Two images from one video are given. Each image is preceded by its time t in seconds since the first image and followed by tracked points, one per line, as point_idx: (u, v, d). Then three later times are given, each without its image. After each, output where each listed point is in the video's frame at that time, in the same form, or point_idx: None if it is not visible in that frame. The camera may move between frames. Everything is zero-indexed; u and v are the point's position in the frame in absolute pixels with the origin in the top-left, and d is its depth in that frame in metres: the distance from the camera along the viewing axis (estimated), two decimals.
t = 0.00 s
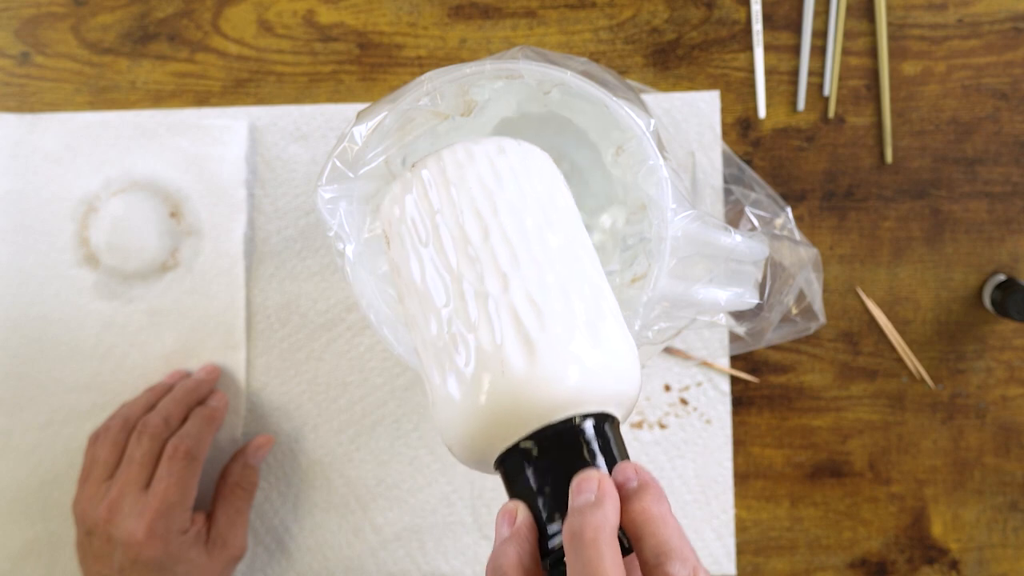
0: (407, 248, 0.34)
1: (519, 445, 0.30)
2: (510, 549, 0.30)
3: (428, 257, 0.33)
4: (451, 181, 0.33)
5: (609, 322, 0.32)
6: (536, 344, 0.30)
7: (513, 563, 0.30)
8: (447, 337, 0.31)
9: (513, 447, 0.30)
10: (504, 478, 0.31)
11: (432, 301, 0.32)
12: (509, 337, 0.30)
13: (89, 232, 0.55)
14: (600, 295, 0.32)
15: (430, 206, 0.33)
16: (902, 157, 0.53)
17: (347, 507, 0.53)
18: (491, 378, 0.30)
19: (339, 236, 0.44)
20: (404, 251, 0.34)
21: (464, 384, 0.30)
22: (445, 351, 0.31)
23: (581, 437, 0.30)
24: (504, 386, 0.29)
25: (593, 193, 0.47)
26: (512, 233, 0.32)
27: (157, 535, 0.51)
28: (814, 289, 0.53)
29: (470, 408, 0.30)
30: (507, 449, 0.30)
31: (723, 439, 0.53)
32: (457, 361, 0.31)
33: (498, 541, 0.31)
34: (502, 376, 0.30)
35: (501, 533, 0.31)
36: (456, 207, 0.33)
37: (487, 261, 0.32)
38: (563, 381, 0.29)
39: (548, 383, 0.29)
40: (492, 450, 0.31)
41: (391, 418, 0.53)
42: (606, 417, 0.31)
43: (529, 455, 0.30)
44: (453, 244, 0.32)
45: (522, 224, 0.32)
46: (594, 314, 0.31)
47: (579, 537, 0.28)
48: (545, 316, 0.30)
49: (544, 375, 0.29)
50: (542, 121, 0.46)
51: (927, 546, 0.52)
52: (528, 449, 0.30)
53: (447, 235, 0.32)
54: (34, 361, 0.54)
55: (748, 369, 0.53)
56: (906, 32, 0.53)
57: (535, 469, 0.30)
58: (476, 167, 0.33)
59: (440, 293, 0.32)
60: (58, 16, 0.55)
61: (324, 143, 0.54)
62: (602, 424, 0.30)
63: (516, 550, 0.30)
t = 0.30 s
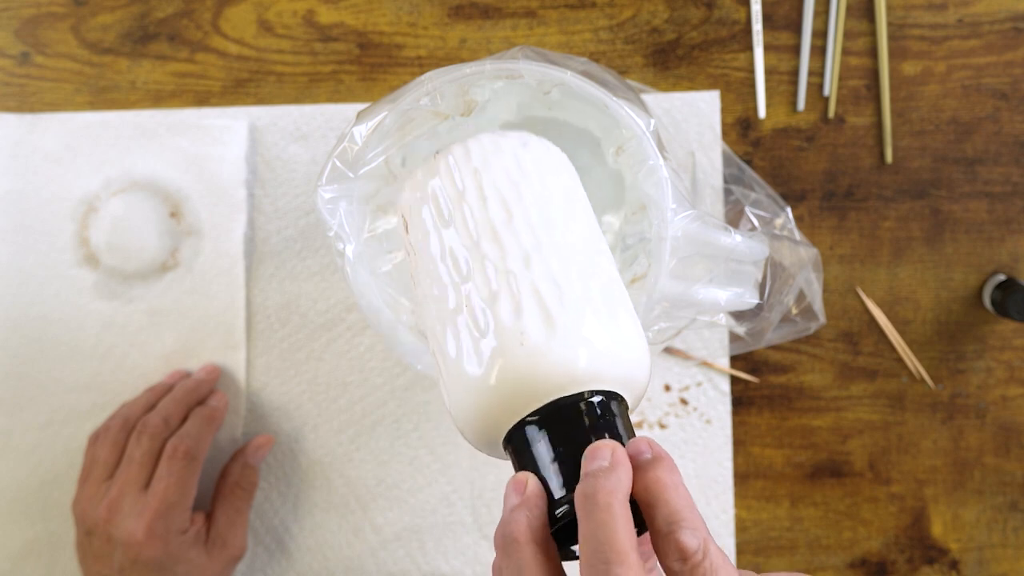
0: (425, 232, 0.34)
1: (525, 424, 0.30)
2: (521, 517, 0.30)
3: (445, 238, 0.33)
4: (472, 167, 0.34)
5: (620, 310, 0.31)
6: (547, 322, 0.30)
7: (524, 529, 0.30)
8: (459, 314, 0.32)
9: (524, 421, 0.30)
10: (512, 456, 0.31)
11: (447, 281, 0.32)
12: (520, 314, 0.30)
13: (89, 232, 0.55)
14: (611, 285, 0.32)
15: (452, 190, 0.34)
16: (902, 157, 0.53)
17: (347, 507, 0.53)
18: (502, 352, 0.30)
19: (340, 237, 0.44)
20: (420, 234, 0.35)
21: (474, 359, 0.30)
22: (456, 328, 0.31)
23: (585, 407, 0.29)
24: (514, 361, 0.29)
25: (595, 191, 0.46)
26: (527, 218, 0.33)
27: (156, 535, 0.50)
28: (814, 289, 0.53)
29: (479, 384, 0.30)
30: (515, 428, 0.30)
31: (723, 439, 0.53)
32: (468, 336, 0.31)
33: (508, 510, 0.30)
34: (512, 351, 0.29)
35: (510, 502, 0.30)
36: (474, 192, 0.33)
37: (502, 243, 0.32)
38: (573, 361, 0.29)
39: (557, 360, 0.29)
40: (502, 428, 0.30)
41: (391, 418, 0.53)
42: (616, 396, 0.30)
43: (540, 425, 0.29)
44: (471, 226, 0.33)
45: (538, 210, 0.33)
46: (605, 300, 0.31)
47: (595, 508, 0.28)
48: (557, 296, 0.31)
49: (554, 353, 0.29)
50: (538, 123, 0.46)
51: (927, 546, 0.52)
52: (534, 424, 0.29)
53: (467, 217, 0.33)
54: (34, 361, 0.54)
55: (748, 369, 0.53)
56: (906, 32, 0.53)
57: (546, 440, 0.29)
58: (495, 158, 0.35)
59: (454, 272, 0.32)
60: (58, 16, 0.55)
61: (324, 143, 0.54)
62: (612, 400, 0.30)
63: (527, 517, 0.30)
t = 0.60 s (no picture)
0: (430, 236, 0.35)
1: (536, 397, 0.29)
2: (568, 469, 0.27)
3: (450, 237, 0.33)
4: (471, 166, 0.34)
5: (632, 289, 0.31)
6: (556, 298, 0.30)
7: (570, 476, 0.27)
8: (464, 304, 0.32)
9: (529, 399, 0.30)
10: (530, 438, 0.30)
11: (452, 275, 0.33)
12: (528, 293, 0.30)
13: (89, 232, 0.55)
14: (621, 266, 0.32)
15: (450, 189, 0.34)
16: (902, 157, 0.53)
17: (347, 507, 0.53)
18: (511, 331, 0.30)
19: (340, 236, 0.44)
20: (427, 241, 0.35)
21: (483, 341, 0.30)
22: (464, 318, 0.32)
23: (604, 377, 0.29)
24: (524, 339, 0.29)
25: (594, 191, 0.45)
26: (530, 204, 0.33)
27: (156, 535, 0.50)
28: (814, 289, 0.53)
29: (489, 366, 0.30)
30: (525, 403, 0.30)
31: (723, 439, 0.52)
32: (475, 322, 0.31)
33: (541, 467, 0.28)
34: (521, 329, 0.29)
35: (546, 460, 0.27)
36: (474, 188, 0.34)
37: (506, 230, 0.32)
38: (584, 336, 0.29)
39: (567, 337, 0.29)
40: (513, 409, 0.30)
41: (391, 418, 0.53)
42: (628, 368, 0.30)
43: (557, 391, 0.29)
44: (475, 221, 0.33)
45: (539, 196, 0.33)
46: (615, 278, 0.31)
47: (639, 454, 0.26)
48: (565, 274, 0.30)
49: (564, 329, 0.29)
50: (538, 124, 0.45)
51: (927, 546, 0.52)
52: (545, 397, 0.29)
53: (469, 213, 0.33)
54: (34, 361, 0.54)
55: (748, 369, 0.53)
56: (906, 32, 0.53)
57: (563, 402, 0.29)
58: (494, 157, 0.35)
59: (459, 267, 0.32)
60: (58, 16, 0.55)
61: (324, 143, 0.54)
62: (621, 374, 0.29)
63: (573, 467, 0.27)
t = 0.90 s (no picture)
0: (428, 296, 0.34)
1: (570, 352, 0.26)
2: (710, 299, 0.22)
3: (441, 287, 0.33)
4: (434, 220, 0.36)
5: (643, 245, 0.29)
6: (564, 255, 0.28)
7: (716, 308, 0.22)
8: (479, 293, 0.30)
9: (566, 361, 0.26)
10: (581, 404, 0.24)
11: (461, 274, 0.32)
12: (538, 262, 0.28)
13: (89, 232, 0.55)
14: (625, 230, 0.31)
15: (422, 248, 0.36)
16: (902, 157, 0.53)
17: (347, 507, 0.53)
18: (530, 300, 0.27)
19: (339, 236, 0.45)
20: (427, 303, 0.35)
21: (509, 324, 0.28)
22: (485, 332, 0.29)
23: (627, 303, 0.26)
24: (544, 304, 0.27)
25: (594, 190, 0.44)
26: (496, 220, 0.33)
27: (155, 535, 0.50)
28: (814, 289, 0.52)
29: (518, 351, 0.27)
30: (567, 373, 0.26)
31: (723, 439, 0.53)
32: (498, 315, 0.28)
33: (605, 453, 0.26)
34: (540, 295, 0.27)
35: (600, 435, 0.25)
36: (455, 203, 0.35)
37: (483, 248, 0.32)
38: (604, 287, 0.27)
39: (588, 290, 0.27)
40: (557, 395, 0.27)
41: (391, 418, 0.53)
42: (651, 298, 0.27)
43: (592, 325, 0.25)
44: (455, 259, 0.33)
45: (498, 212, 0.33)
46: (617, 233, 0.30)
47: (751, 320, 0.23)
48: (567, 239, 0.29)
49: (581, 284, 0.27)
50: (541, 124, 0.45)
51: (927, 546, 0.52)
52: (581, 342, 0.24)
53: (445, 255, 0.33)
54: (34, 361, 0.54)
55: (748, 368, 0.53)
56: (906, 32, 0.53)
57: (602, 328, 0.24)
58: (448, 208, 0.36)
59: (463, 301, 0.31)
60: (58, 16, 0.55)
61: (324, 143, 0.54)
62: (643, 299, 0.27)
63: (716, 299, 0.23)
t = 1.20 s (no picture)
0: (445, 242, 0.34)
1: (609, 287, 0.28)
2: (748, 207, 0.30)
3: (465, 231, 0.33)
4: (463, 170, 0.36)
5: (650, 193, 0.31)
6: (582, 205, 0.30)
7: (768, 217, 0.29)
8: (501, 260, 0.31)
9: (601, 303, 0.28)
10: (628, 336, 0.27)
11: (477, 249, 0.32)
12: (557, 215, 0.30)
13: (89, 232, 0.55)
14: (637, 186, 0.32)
15: (447, 191, 0.35)
16: (902, 157, 0.53)
17: (347, 507, 0.53)
18: (553, 250, 0.29)
19: (339, 237, 0.45)
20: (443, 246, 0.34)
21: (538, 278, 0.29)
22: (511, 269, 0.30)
23: (657, 243, 0.28)
24: (568, 254, 0.28)
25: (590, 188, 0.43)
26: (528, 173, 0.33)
27: (153, 535, 0.50)
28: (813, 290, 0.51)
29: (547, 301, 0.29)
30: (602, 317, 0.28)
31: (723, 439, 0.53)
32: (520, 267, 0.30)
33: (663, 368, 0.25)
34: (564, 244, 0.29)
35: (654, 351, 0.25)
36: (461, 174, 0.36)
37: (513, 198, 0.32)
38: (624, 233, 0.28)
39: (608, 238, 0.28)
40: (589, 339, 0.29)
41: (391, 417, 0.53)
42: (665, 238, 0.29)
43: (627, 271, 0.27)
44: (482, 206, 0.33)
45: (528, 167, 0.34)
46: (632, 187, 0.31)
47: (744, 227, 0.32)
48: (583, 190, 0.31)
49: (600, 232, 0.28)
50: (541, 124, 0.45)
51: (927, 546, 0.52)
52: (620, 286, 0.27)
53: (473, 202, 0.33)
54: (33, 362, 0.54)
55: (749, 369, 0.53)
56: (906, 32, 0.53)
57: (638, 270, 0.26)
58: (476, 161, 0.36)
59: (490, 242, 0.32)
60: (58, 16, 0.55)
61: (324, 143, 0.54)
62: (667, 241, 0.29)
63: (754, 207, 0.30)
